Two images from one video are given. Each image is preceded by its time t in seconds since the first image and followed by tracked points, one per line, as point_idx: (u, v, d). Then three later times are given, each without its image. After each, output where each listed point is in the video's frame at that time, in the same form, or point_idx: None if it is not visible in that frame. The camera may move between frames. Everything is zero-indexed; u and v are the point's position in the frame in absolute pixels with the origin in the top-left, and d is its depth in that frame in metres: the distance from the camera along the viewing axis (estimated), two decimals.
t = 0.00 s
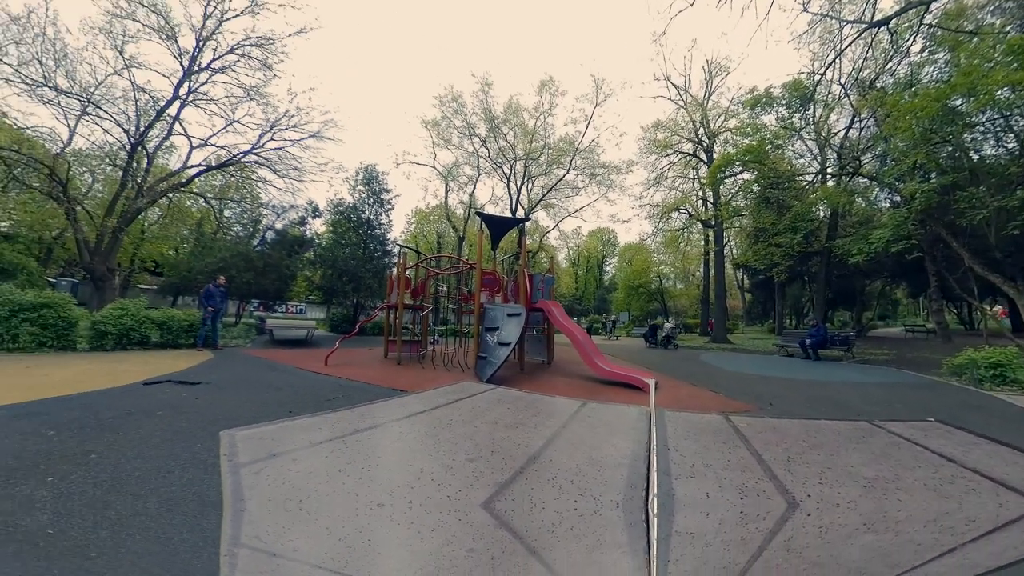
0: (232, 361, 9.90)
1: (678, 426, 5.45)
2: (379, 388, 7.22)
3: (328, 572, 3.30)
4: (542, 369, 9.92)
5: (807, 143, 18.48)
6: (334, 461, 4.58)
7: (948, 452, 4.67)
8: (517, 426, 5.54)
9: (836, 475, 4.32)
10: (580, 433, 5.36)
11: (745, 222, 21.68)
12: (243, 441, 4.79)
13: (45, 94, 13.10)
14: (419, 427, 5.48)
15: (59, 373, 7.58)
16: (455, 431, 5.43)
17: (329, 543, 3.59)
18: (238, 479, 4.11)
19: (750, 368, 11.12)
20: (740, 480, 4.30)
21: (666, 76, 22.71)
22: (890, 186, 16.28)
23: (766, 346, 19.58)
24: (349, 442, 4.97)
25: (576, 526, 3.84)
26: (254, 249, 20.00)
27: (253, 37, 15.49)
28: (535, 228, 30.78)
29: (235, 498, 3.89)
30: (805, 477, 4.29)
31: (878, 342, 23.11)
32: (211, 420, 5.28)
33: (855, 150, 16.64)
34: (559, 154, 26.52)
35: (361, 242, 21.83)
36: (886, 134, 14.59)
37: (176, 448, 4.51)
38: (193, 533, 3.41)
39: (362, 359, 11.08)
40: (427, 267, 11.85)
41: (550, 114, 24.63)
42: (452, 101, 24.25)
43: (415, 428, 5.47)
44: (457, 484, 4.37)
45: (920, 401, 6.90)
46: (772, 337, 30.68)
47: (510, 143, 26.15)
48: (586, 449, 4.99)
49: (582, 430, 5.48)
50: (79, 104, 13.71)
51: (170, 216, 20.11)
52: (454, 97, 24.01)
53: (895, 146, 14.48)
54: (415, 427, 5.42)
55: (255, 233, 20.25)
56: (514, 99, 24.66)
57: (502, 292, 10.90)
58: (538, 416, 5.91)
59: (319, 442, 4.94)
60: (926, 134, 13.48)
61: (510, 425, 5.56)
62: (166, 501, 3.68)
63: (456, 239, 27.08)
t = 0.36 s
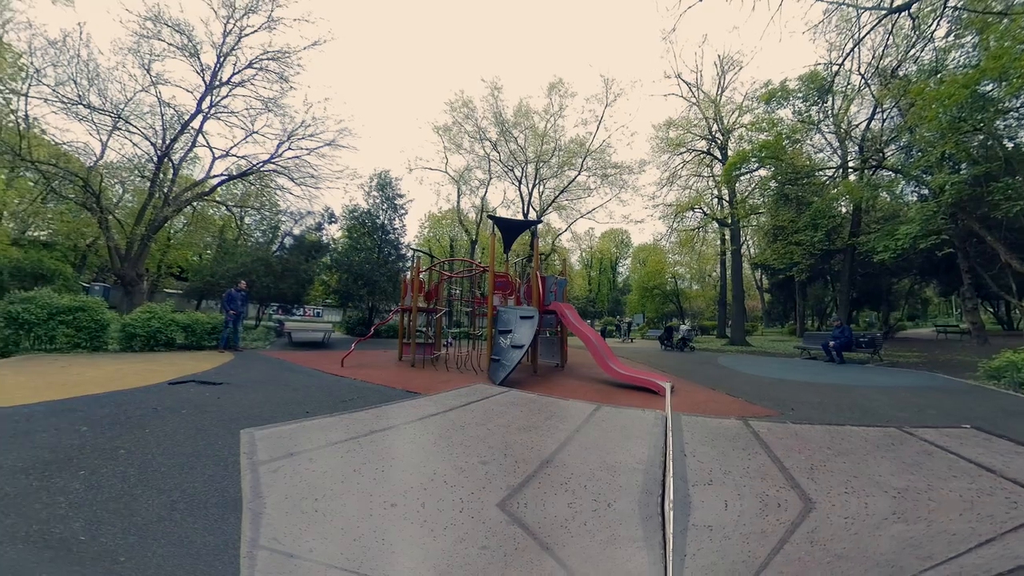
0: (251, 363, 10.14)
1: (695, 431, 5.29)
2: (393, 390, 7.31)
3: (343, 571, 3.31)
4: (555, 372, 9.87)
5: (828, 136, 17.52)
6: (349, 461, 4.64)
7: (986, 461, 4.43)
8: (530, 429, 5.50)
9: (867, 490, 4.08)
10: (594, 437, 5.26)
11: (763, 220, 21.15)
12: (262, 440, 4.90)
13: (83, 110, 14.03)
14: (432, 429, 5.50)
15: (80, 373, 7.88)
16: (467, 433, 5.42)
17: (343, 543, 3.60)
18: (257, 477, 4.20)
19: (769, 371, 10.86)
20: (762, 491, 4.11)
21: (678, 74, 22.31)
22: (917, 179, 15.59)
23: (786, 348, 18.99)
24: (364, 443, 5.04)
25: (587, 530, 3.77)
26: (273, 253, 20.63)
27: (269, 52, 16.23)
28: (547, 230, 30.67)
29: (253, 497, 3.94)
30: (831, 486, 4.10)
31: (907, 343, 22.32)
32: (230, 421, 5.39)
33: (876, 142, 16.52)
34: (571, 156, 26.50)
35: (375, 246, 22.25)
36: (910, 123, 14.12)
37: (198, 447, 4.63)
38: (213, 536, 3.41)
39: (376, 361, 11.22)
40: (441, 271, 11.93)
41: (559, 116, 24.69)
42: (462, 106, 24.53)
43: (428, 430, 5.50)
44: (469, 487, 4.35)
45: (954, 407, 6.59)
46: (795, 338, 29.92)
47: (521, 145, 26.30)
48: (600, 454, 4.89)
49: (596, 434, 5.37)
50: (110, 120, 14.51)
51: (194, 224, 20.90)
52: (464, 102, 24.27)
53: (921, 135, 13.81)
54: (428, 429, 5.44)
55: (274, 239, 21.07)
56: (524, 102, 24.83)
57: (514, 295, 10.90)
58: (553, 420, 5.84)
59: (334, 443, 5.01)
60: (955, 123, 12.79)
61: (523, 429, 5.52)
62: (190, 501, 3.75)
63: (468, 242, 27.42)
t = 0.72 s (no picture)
0: (271, 364, 10.40)
1: (713, 437, 5.23)
2: (408, 391, 7.42)
3: (358, 571, 3.35)
4: (569, 375, 9.81)
5: (848, 128, 17.13)
6: (364, 462, 4.71)
7: None
8: (543, 433, 5.45)
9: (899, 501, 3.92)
10: (609, 441, 5.20)
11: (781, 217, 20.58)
12: (280, 441, 5.02)
13: (115, 125, 14.91)
14: (445, 431, 5.52)
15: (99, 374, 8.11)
16: (481, 436, 5.43)
17: (358, 543, 3.65)
18: (274, 476, 4.30)
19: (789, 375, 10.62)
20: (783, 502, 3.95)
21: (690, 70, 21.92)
22: (945, 170, 14.82)
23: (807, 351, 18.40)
24: (380, 444, 5.11)
25: (603, 534, 3.72)
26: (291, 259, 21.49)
27: (286, 65, 17.11)
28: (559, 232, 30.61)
29: (271, 495, 4.04)
30: (857, 494, 3.98)
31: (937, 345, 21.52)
32: (250, 420, 5.56)
33: (900, 132, 15.89)
34: (582, 157, 26.52)
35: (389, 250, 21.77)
36: (936, 112, 13.45)
37: (220, 445, 4.81)
38: (233, 539, 3.45)
39: (391, 363, 11.37)
40: (454, 274, 12.08)
41: (569, 118, 24.84)
42: (473, 111, 24.80)
43: (442, 432, 5.53)
44: (481, 490, 4.33)
45: (990, 412, 6.36)
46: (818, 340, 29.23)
47: (531, 148, 26.51)
48: (615, 459, 4.81)
49: (611, 438, 5.32)
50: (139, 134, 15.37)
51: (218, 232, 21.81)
52: (474, 107, 24.51)
53: (950, 124, 13.08)
54: (442, 431, 5.48)
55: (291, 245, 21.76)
56: (533, 105, 25.03)
57: (528, 298, 10.92)
58: (567, 423, 5.79)
59: (349, 445, 5.08)
60: (983, 111, 12.00)
61: (536, 432, 5.48)
62: (213, 501, 3.81)
63: (481, 245, 27.77)
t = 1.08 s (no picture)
0: (289, 366, 10.66)
1: (732, 442, 5.11)
2: (422, 394, 7.50)
3: (374, 571, 3.43)
4: (583, 378, 9.69)
5: (870, 120, 15.85)
6: (379, 462, 4.79)
7: None
8: (556, 436, 5.42)
9: (925, 514, 3.91)
10: (624, 445, 5.13)
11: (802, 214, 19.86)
12: (298, 439, 5.17)
13: (142, 139, 15.75)
14: (458, 433, 5.55)
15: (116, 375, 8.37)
16: (493, 438, 5.42)
17: (372, 542, 3.73)
18: (293, 474, 4.42)
19: (812, 378, 10.32)
20: (805, 513, 3.96)
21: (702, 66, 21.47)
22: (976, 160, 14.03)
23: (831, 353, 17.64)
24: (394, 445, 5.19)
25: (618, 547, 3.69)
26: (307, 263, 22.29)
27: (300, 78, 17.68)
28: (571, 234, 30.35)
29: (287, 493, 4.14)
30: (880, 506, 3.99)
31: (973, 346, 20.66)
32: (270, 421, 5.73)
33: (926, 121, 14.95)
34: (593, 158, 26.39)
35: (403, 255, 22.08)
36: (965, 98, 12.75)
37: (240, 444, 4.97)
38: (253, 541, 3.52)
39: (404, 366, 11.51)
40: (467, 277, 12.17)
41: (579, 119, 24.78)
42: (483, 115, 24.92)
43: (455, 434, 5.56)
44: (494, 493, 4.33)
45: None
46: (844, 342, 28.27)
47: (542, 150, 26.52)
48: (629, 464, 4.74)
49: (626, 442, 5.25)
50: (164, 147, 16.13)
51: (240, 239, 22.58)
52: (484, 111, 24.64)
53: (981, 109, 12.36)
54: (455, 433, 5.50)
55: (308, 250, 23.00)
56: (543, 107, 25.06)
57: (540, 300, 10.88)
58: (581, 427, 5.71)
59: (362, 445, 5.16)
60: (1014, 96, 11.29)
61: (549, 435, 5.44)
62: (233, 503, 3.89)
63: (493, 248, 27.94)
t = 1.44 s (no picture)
0: (306, 369, 10.90)
1: (751, 448, 5.07)
2: (436, 396, 7.59)
3: (389, 570, 3.47)
4: (597, 380, 9.63)
5: (892, 109, 15.34)
6: (392, 463, 4.85)
7: None
8: (570, 440, 5.38)
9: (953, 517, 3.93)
10: (639, 450, 5.08)
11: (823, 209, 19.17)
12: (315, 440, 5.29)
13: (168, 151, 16.56)
14: (471, 436, 5.56)
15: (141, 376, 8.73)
16: (507, 442, 5.41)
17: (386, 541, 3.77)
18: (310, 474, 4.52)
19: (837, 381, 10.10)
20: (829, 504, 4.08)
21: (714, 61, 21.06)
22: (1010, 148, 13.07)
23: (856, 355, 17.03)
24: (407, 447, 5.24)
25: (636, 554, 3.64)
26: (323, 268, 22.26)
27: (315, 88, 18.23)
28: (585, 235, 30.23)
29: (304, 492, 4.23)
30: (905, 507, 4.04)
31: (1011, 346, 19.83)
32: (287, 421, 5.88)
33: (953, 108, 14.22)
34: (604, 158, 26.32)
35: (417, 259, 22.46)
36: (996, 82, 11.97)
37: (259, 443, 5.13)
38: (271, 542, 3.56)
39: (418, 369, 11.63)
40: (480, 280, 12.28)
41: (589, 120, 24.70)
42: (493, 119, 25.06)
43: (468, 437, 5.58)
44: (507, 497, 4.31)
45: None
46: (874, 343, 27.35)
47: (553, 152, 26.56)
48: (645, 469, 4.68)
49: (642, 447, 5.21)
50: (188, 158, 16.87)
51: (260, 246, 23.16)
52: (495, 115, 24.78)
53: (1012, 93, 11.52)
54: (470, 435, 5.52)
55: (324, 256, 22.84)
56: (552, 109, 25.08)
57: (554, 302, 10.88)
58: (595, 431, 5.69)
59: (376, 446, 5.23)
60: None
61: (563, 439, 5.41)
62: (253, 505, 3.95)
63: (505, 251, 28.11)
